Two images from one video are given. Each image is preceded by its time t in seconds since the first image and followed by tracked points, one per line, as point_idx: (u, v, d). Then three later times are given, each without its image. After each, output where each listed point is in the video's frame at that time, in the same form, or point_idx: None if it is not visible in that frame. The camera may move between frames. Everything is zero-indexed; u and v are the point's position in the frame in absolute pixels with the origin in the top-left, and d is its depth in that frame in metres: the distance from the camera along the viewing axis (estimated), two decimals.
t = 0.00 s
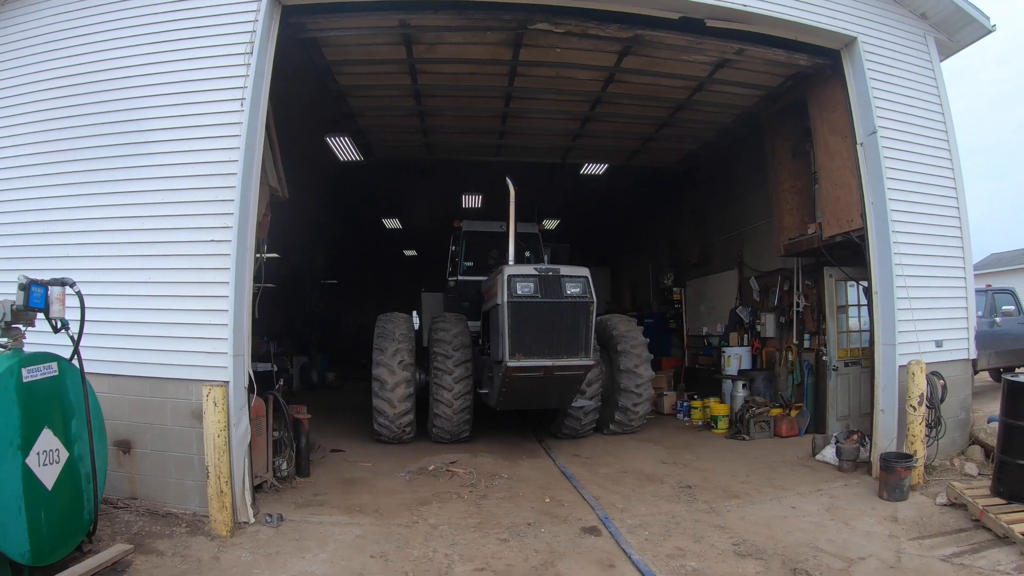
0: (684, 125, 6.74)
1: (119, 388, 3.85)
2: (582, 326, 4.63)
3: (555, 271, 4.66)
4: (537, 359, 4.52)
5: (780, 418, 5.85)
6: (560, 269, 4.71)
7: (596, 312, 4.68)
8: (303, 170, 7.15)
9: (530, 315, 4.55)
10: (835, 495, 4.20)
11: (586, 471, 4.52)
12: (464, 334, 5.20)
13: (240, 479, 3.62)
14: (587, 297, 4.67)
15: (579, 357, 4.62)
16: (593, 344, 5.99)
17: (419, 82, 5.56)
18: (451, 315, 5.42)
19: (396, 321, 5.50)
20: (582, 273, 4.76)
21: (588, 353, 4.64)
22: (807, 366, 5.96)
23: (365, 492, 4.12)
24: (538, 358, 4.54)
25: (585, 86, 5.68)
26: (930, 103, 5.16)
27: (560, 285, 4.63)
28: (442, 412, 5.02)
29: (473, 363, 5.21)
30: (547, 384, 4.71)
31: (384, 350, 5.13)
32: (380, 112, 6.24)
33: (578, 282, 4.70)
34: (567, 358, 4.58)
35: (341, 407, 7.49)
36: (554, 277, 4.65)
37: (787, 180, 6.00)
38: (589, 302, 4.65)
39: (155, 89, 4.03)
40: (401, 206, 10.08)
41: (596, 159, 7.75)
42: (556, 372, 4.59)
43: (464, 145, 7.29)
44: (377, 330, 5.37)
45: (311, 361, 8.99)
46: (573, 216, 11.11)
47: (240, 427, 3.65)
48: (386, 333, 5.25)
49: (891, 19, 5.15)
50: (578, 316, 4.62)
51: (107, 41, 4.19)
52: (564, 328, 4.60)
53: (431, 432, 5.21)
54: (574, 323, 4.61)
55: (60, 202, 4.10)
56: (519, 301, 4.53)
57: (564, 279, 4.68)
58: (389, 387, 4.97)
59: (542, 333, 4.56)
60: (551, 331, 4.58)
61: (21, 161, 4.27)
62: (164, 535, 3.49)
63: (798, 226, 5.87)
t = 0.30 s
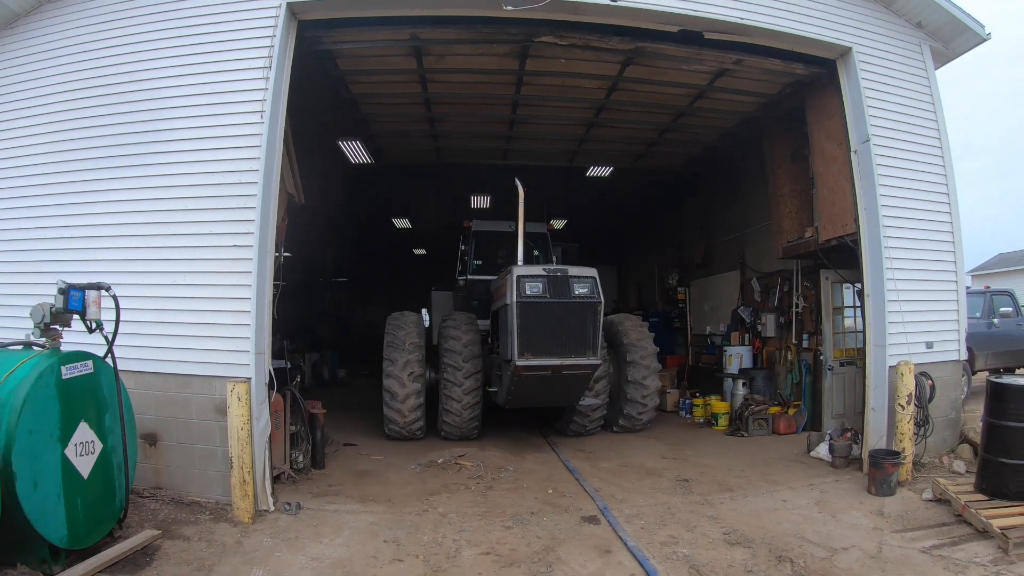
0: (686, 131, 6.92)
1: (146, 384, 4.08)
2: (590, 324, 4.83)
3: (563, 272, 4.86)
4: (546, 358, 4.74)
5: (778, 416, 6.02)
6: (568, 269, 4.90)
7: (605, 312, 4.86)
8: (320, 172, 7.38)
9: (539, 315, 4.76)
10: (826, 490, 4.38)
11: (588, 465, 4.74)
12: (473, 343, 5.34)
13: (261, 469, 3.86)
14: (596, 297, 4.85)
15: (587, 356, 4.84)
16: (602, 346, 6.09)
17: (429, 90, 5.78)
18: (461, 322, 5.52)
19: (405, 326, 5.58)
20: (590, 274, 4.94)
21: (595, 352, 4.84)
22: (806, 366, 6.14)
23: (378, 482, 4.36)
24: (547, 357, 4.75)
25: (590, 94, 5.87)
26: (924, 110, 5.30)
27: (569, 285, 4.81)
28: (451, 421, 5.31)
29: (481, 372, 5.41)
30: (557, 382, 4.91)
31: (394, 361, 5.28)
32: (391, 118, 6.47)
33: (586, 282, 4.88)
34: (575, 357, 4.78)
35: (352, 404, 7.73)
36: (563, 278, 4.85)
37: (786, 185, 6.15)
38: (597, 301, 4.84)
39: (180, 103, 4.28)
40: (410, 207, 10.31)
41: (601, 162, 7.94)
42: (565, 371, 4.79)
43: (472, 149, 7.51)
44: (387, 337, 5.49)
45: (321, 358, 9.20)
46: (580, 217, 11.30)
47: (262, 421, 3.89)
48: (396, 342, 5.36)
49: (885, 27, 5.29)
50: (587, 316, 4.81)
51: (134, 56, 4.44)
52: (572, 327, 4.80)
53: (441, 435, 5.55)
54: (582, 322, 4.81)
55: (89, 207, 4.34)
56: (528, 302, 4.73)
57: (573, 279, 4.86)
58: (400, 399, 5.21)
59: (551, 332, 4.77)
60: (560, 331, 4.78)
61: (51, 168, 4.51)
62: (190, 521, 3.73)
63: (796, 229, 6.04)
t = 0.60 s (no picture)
0: (681, 138, 7.13)
1: (163, 382, 4.28)
2: (591, 325, 5.03)
3: (565, 274, 5.06)
4: (549, 358, 4.94)
5: (770, 414, 6.24)
6: (570, 271, 5.11)
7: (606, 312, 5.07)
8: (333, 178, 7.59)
9: (542, 315, 4.96)
10: (813, 483, 4.58)
11: (585, 461, 4.94)
12: (475, 356, 5.44)
13: (274, 462, 4.06)
14: (597, 298, 5.06)
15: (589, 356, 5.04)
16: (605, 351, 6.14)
17: (432, 100, 5.99)
18: (464, 332, 5.54)
19: (408, 335, 5.58)
20: (592, 276, 5.15)
21: (596, 352, 5.04)
22: (796, 365, 6.38)
23: (384, 476, 4.56)
24: (550, 357, 4.95)
25: (587, 103, 6.08)
26: (909, 118, 5.49)
27: (571, 287, 5.03)
28: (452, 429, 5.54)
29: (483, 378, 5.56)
30: (558, 382, 5.10)
31: (397, 375, 5.38)
32: (395, 126, 6.69)
33: (588, 284, 5.09)
34: (576, 357, 4.98)
35: (356, 404, 7.92)
36: (564, 279, 5.05)
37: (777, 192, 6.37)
38: (598, 302, 5.04)
39: (194, 114, 4.50)
40: (412, 210, 10.52)
41: (599, 167, 8.15)
42: (567, 370, 5.00)
43: (473, 155, 7.72)
44: (389, 349, 5.53)
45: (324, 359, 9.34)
46: (578, 220, 11.52)
47: (274, 417, 4.09)
48: (398, 356, 5.40)
49: (869, 39, 5.47)
50: (589, 317, 5.02)
51: (150, 69, 4.65)
52: (575, 328, 5.00)
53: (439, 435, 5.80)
54: (583, 322, 5.01)
55: (108, 213, 4.55)
56: (531, 303, 4.94)
57: (574, 281, 5.08)
58: (403, 412, 5.39)
59: (554, 333, 4.97)
60: (561, 331, 4.98)
61: (71, 175, 4.72)
62: (206, 512, 3.92)
63: (786, 233, 6.24)
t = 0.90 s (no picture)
0: (669, 141, 7.30)
1: (166, 381, 4.42)
2: (584, 323, 5.20)
3: (559, 274, 5.23)
4: (542, 356, 5.08)
5: (756, 411, 6.48)
6: (563, 271, 5.28)
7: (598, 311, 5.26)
8: (328, 179, 7.73)
9: (536, 314, 5.11)
10: (794, 476, 4.77)
11: (575, 456, 5.12)
12: (470, 365, 5.54)
13: (275, 457, 4.22)
14: (590, 297, 5.24)
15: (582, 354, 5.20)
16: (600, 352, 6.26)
17: (425, 105, 6.15)
18: (459, 342, 5.57)
19: (402, 344, 5.58)
20: (585, 275, 5.33)
21: (590, 351, 5.19)
22: (782, 363, 6.56)
23: (381, 471, 4.72)
24: (543, 355, 5.09)
25: (577, 108, 6.24)
26: (889, 123, 5.65)
27: (564, 286, 5.20)
28: (446, 432, 5.76)
29: (476, 382, 5.70)
30: (552, 380, 5.27)
31: (392, 387, 5.47)
32: (389, 129, 6.85)
33: (581, 283, 5.26)
34: (571, 356, 5.14)
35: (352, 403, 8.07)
36: (558, 279, 5.22)
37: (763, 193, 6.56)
38: (591, 302, 5.22)
39: (193, 120, 4.64)
40: (406, 210, 10.66)
41: (589, 168, 8.32)
42: (561, 369, 5.16)
43: (465, 157, 7.88)
44: (383, 359, 5.55)
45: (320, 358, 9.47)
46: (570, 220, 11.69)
47: (275, 414, 4.25)
48: (393, 368, 5.44)
49: (851, 46, 5.62)
50: (581, 315, 5.19)
51: (151, 76, 4.79)
52: (568, 326, 5.16)
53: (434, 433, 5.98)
54: (576, 320, 5.18)
55: (111, 217, 4.69)
56: (525, 301, 5.09)
57: (568, 280, 5.25)
58: (398, 420, 5.55)
59: (548, 332, 5.12)
60: (554, 330, 5.13)
61: (74, 180, 4.85)
62: (210, 506, 4.07)
63: (771, 233, 6.42)
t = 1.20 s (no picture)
0: (660, 143, 7.44)
1: (168, 380, 4.55)
2: (577, 322, 5.32)
3: (552, 273, 5.36)
4: (535, 356, 5.22)
5: (745, 409, 6.65)
6: (557, 270, 5.39)
7: (592, 310, 5.38)
8: (325, 182, 7.87)
9: (529, 313, 5.23)
10: (778, 472, 4.91)
11: (566, 453, 5.26)
12: (465, 379, 5.66)
13: (273, 454, 4.35)
14: (583, 296, 5.36)
15: (575, 353, 5.33)
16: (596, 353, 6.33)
17: (419, 110, 6.29)
18: (453, 355, 5.62)
19: (396, 355, 5.59)
20: (578, 274, 5.45)
21: (583, 350, 5.33)
22: (770, 362, 6.72)
23: (376, 467, 4.87)
24: (536, 355, 5.23)
25: (568, 112, 6.37)
26: (873, 126, 5.78)
27: (558, 286, 5.31)
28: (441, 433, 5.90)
29: (471, 392, 5.80)
30: (545, 378, 5.40)
31: (386, 399, 5.57)
32: (384, 134, 6.99)
33: (575, 282, 5.39)
34: (565, 354, 5.28)
35: (349, 403, 8.19)
36: (551, 278, 5.34)
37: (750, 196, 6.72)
38: (584, 301, 5.34)
39: (191, 127, 4.77)
40: (402, 211, 10.78)
41: (582, 170, 8.45)
42: (554, 369, 5.29)
43: (460, 159, 8.01)
44: (377, 371, 5.57)
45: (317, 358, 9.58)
46: (564, 220, 11.82)
47: (273, 411, 4.39)
48: (387, 382, 5.49)
49: (835, 50, 5.75)
50: (575, 314, 5.32)
51: (149, 84, 4.92)
52: (561, 325, 5.29)
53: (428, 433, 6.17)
54: (570, 319, 5.31)
55: (112, 222, 4.82)
56: (519, 300, 5.21)
57: (561, 279, 5.36)
58: (393, 429, 5.66)
59: (540, 332, 5.25)
60: (548, 329, 5.26)
61: (75, 186, 4.98)
62: (211, 501, 4.21)
63: (758, 234, 6.57)
